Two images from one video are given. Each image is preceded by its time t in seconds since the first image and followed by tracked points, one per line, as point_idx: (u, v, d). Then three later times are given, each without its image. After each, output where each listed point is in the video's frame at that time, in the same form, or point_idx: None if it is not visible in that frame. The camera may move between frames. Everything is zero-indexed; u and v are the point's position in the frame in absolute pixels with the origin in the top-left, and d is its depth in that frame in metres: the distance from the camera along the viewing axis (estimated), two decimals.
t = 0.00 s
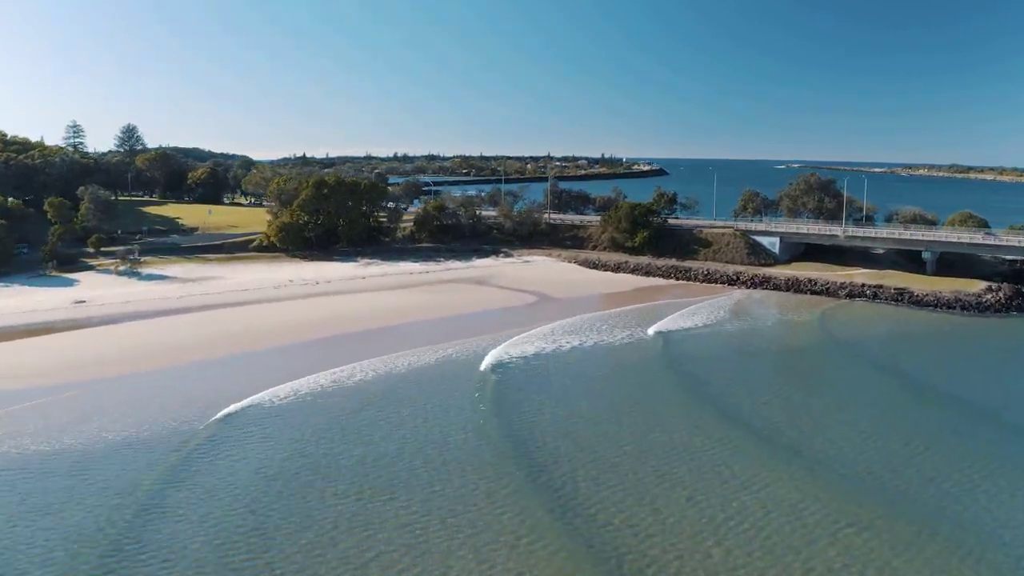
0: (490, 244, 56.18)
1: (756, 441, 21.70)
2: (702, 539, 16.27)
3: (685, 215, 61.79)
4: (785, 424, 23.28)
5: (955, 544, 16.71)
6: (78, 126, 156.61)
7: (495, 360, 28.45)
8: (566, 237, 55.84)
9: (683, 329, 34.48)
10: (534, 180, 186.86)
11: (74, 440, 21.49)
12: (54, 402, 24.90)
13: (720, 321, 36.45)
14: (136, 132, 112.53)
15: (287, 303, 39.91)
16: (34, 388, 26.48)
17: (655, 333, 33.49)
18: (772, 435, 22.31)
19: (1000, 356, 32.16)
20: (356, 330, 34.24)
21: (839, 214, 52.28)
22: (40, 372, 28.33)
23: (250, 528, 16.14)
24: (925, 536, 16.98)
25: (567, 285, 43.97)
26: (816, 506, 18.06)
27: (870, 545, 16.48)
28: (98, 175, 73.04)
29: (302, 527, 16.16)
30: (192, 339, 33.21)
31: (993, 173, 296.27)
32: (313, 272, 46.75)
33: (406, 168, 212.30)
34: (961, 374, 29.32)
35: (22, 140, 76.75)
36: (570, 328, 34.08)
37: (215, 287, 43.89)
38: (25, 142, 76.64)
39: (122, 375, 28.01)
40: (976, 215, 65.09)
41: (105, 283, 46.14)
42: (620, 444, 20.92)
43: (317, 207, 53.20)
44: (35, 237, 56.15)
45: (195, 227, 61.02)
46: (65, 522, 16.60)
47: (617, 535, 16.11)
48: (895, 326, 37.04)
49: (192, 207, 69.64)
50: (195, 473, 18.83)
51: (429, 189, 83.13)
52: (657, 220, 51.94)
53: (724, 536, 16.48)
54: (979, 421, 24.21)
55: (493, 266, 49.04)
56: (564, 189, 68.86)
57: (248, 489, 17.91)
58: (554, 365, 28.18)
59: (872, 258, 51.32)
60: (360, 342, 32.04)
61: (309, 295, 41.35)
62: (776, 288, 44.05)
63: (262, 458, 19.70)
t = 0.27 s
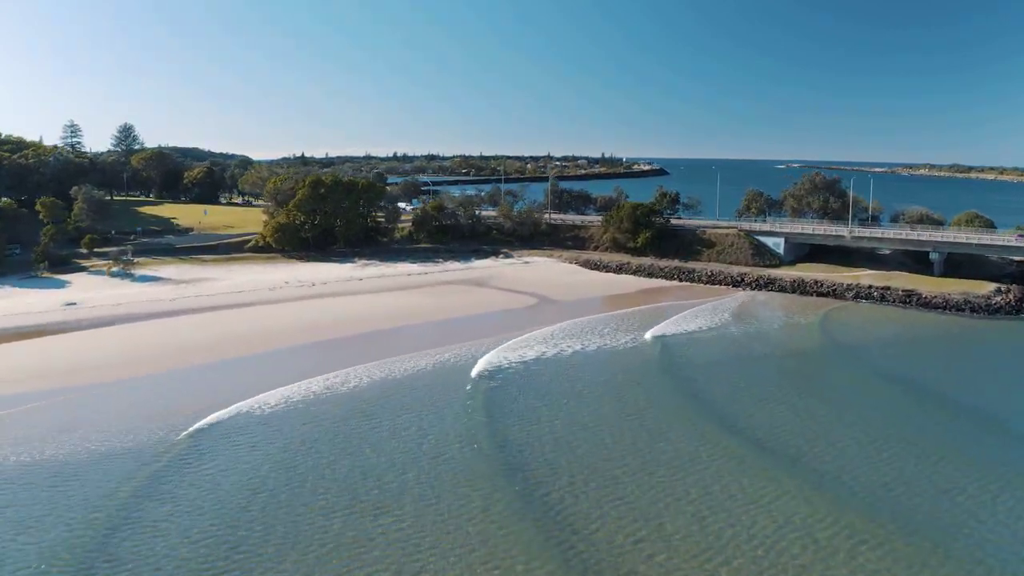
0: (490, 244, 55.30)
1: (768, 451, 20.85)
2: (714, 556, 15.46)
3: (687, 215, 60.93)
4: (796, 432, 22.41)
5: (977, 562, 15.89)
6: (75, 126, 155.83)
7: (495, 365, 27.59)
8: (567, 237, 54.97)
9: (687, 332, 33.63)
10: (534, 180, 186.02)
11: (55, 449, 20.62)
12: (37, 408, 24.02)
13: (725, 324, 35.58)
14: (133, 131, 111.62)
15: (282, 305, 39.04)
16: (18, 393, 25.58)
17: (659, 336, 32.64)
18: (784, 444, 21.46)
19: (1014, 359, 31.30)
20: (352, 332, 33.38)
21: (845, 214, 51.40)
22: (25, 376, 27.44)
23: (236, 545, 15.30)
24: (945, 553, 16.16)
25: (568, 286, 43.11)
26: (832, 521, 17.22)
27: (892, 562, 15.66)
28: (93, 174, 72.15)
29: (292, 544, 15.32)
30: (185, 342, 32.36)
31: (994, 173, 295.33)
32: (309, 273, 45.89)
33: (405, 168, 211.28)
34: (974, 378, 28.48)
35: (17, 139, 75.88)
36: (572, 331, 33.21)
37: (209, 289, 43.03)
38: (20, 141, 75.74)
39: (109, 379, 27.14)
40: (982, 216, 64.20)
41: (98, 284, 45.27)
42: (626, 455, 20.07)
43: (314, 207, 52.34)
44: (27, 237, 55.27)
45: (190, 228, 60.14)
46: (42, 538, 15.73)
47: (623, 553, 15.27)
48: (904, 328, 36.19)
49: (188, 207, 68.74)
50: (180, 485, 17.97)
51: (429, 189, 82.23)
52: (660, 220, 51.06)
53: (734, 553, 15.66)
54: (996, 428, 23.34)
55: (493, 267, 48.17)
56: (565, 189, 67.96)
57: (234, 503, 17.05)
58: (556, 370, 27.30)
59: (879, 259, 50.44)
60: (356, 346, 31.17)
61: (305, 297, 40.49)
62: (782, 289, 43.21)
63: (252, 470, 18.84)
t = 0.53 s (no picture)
0: (489, 245, 54.44)
1: (779, 463, 19.97)
2: None
3: (690, 215, 60.04)
4: (809, 441, 21.53)
5: None
6: (71, 126, 154.72)
7: (495, 370, 26.68)
8: (568, 237, 54.09)
9: (692, 336, 32.74)
10: (534, 180, 185.11)
11: (36, 460, 19.76)
12: (20, 416, 23.16)
13: (731, 327, 34.69)
14: (129, 130, 110.63)
15: (277, 307, 38.16)
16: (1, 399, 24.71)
17: (663, 340, 31.77)
18: (796, 455, 20.59)
19: None
20: (348, 336, 32.48)
21: (850, 215, 50.54)
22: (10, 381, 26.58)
23: (220, 566, 14.48)
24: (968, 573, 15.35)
25: (569, 288, 42.23)
26: (850, 540, 16.36)
27: None
28: (87, 174, 71.20)
29: (281, 567, 14.45)
30: (176, 347, 31.47)
31: (994, 172, 294.66)
32: (306, 274, 45.03)
33: (405, 168, 210.17)
34: (988, 384, 27.64)
35: (11, 138, 74.93)
36: (573, 335, 32.31)
37: (203, 290, 42.17)
38: (13, 141, 74.78)
39: (97, 384, 26.30)
40: (988, 216, 63.34)
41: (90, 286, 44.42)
42: (632, 467, 19.19)
43: (311, 207, 51.47)
44: (20, 238, 54.37)
45: (185, 228, 59.26)
46: (17, 558, 14.90)
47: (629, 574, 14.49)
48: (913, 331, 35.33)
49: (183, 207, 67.86)
50: (164, 501, 17.13)
51: (428, 189, 81.34)
52: (662, 220, 50.18)
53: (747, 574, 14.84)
54: (1014, 437, 22.49)
55: (493, 268, 47.31)
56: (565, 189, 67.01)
57: (221, 521, 16.21)
58: (558, 375, 26.40)
59: (885, 260, 49.59)
60: (352, 350, 30.28)
61: (300, 299, 39.62)
62: (787, 291, 42.33)
63: (240, 484, 17.96)
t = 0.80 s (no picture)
0: (489, 246, 53.41)
1: (793, 478, 18.93)
2: None
3: (693, 215, 58.98)
4: (823, 454, 20.47)
5: None
6: (69, 125, 153.89)
7: (493, 378, 25.60)
8: (569, 238, 53.07)
9: (697, 341, 31.70)
10: (534, 180, 183.85)
11: (9, 473, 18.76)
12: None
13: (736, 331, 33.70)
14: (126, 130, 109.55)
15: (269, 310, 37.14)
16: None
17: (668, 345, 30.72)
18: (810, 469, 19.54)
19: None
20: (341, 341, 31.42)
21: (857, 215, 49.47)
22: None
23: None
24: None
25: (570, 290, 41.17)
26: (872, 564, 15.35)
27: None
28: (81, 173, 70.17)
29: None
30: (164, 353, 30.41)
31: (996, 172, 293.47)
32: (300, 276, 44.00)
33: (404, 167, 209.01)
34: (1006, 391, 26.61)
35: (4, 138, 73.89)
36: (575, 340, 31.25)
37: (195, 292, 41.17)
38: (7, 140, 73.75)
39: (79, 391, 25.30)
40: (996, 217, 62.21)
41: (79, 288, 43.43)
42: (638, 483, 18.14)
43: (306, 208, 50.44)
44: (10, 239, 53.36)
45: (180, 229, 58.24)
46: None
47: None
48: (924, 335, 34.32)
49: (178, 207, 66.82)
50: (140, 521, 16.16)
51: (427, 189, 80.22)
52: (665, 221, 49.15)
53: None
54: None
55: (492, 270, 46.30)
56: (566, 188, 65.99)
57: (199, 542, 15.25)
58: (559, 382, 25.33)
59: (893, 261, 48.53)
60: (345, 356, 29.20)
61: (294, 302, 38.56)
62: (794, 294, 41.28)
63: (223, 503, 16.92)
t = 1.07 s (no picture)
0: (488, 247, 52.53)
1: (807, 493, 18.05)
2: None
3: (696, 216, 58.10)
4: (836, 466, 19.61)
5: None
6: (65, 125, 152.97)
7: (493, 385, 24.70)
8: (570, 239, 52.19)
9: (702, 346, 30.78)
10: (534, 180, 182.52)
11: None
12: None
13: (742, 335, 32.85)
14: (123, 130, 108.52)
15: (264, 313, 36.29)
16: None
17: (673, 350, 29.86)
18: (823, 482, 18.68)
19: None
20: (337, 346, 30.50)
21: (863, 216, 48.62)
22: None
23: None
24: None
25: (571, 293, 40.27)
26: None
27: None
28: (76, 173, 69.21)
29: None
30: (154, 357, 29.54)
31: (997, 171, 292.50)
32: (296, 278, 43.14)
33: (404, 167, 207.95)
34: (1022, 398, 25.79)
35: None
36: (576, 344, 30.34)
37: (188, 295, 40.32)
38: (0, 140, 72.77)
39: (64, 397, 24.42)
40: (1003, 217, 61.34)
41: (71, 289, 42.56)
42: (644, 498, 17.29)
43: (303, 208, 49.56)
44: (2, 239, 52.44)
45: (175, 229, 57.36)
46: None
47: None
48: (934, 339, 33.49)
49: (174, 207, 65.91)
50: (120, 538, 15.32)
51: (426, 189, 79.30)
52: (668, 221, 48.28)
53: None
54: None
55: (492, 271, 45.44)
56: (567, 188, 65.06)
57: (182, 562, 14.42)
58: (561, 389, 24.46)
59: (899, 263, 47.69)
60: (339, 361, 28.32)
61: (289, 305, 37.68)
62: (800, 296, 40.43)
63: (209, 519, 16.09)
